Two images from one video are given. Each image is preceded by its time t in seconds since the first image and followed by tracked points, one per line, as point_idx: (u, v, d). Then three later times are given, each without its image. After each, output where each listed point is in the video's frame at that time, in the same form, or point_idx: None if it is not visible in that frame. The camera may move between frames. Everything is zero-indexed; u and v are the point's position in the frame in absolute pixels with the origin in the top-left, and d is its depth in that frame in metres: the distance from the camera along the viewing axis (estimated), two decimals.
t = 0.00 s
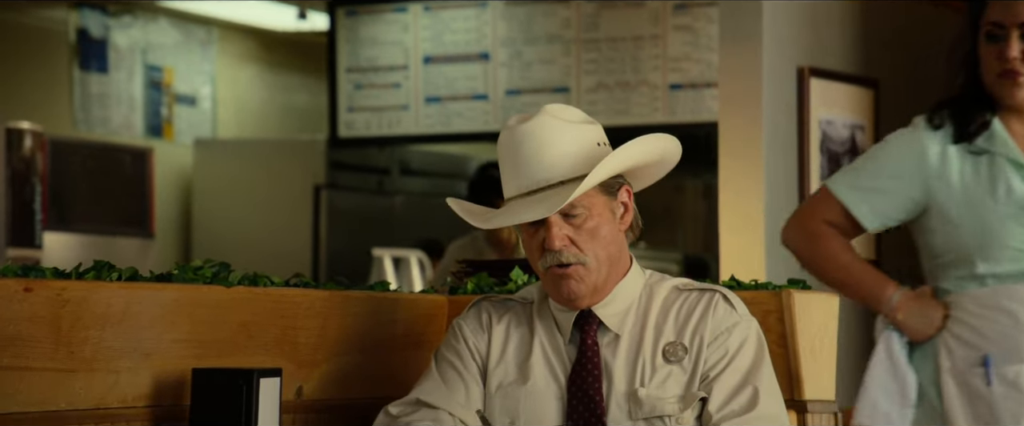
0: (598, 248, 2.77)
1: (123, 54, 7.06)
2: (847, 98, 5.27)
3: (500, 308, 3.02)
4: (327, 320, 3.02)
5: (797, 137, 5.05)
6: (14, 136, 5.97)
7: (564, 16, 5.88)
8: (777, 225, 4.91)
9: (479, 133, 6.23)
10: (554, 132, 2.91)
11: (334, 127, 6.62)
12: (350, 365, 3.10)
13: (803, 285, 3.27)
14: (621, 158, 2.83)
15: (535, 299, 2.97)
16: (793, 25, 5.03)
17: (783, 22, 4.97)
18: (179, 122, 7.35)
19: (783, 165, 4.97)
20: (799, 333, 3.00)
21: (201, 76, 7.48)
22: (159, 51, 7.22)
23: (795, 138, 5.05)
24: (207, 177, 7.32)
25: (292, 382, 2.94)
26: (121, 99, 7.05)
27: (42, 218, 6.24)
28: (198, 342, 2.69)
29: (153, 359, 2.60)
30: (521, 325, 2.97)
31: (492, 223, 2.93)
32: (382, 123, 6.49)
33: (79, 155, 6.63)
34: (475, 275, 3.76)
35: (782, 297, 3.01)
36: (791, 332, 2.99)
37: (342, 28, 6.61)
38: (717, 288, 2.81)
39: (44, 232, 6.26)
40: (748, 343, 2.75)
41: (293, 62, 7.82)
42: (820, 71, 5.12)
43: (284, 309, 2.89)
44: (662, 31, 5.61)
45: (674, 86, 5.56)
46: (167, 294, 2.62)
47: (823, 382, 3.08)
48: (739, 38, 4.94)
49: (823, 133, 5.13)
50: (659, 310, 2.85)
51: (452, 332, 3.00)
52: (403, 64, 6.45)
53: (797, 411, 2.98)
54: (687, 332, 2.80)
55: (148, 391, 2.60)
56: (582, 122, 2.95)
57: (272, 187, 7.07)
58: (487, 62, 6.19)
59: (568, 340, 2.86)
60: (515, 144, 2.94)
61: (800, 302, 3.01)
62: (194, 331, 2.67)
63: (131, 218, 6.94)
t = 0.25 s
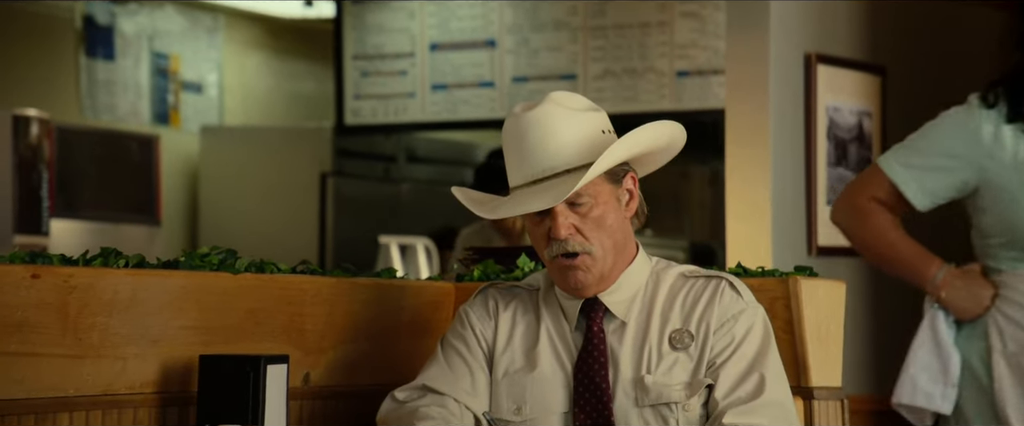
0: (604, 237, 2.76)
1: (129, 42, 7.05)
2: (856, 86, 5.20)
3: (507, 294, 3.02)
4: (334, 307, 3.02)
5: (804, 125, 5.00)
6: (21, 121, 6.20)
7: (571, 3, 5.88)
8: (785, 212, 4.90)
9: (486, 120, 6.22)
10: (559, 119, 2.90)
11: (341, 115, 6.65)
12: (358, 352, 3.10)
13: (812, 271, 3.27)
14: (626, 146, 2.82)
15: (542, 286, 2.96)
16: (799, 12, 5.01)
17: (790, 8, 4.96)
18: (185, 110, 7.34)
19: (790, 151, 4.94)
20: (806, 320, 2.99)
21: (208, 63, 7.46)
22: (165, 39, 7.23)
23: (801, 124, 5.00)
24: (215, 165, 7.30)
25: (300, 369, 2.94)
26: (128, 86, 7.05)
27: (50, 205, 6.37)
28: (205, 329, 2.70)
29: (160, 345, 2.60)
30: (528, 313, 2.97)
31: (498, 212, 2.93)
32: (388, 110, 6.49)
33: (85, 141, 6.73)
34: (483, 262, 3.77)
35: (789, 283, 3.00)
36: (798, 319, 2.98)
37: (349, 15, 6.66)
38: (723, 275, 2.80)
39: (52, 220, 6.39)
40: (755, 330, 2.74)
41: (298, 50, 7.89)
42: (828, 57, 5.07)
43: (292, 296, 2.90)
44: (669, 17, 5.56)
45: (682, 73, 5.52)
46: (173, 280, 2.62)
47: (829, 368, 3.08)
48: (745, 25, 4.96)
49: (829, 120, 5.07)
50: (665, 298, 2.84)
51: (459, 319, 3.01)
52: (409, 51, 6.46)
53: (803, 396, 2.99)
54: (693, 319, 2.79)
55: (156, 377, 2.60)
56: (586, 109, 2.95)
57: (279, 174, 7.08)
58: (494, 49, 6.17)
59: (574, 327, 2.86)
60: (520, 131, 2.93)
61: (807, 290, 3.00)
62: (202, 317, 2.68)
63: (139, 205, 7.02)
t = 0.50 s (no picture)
0: (613, 222, 2.76)
1: (139, 27, 7.03)
2: (868, 72, 5.18)
3: (517, 280, 3.02)
4: (345, 293, 3.02)
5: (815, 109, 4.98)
6: (30, 107, 6.22)
7: None
8: (796, 198, 4.90)
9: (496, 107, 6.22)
10: (569, 104, 2.90)
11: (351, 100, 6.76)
12: (369, 338, 3.11)
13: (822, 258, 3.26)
14: (636, 132, 2.81)
15: (552, 272, 2.97)
16: None
17: None
18: (195, 96, 7.36)
19: (800, 138, 4.92)
20: (816, 306, 2.99)
21: (218, 49, 7.46)
22: (175, 25, 7.22)
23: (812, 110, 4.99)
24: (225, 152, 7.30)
25: (310, 355, 2.94)
26: (138, 72, 7.05)
27: (60, 191, 6.38)
28: (216, 315, 2.70)
29: (171, 331, 2.61)
30: (538, 299, 2.97)
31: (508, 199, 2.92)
32: (398, 97, 6.54)
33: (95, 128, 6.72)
34: (492, 249, 3.76)
35: (799, 270, 3.00)
36: (808, 305, 2.98)
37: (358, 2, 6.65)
38: (734, 261, 2.80)
39: (63, 206, 6.38)
40: (765, 316, 2.74)
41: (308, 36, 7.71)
42: (838, 43, 5.05)
43: (302, 282, 2.90)
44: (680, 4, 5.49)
45: (691, 59, 5.50)
46: (184, 266, 2.62)
47: (840, 354, 3.08)
48: (756, 11, 4.95)
49: (840, 106, 5.05)
50: (675, 284, 2.84)
51: (470, 304, 3.01)
52: (419, 37, 6.46)
53: (813, 383, 2.99)
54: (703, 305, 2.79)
55: (167, 363, 2.61)
56: (595, 95, 2.95)
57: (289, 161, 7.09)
58: (504, 35, 6.17)
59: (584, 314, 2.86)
60: (530, 117, 2.93)
61: (817, 276, 3.00)
62: (213, 302, 2.69)
63: (149, 192, 7.00)
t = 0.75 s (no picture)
0: (623, 209, 2.75)
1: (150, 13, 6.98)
2: (879, 57, 5.16)
3: (528, 267, 3.02)
4: (355, 279, 3.02)
5: (825, 95, 4.97)
6: (40, 93, 6.34)
7: None
8: (807, 184, 4.89)
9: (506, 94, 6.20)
10: (578, 91, 2.90)
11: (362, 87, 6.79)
12: (379, 324, 3.11)
13: (832, 244, 3.26)
14: (646, 118, 2.81)
15: (562, 258, 2.97)
16: None
17: None
18: (205, 82, 7.38)
19: (811, 124, 4.92)
20: (827, 292, 2.98)
21: (228, 35, 7.40)
22: (186, 11, 7.12)
23: (823, 96, 4.98)
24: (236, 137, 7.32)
25: (320, 341, 2.94)
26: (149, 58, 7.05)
27: (70, 177, 6.44)
28: (227, 300, 2.70)
29: (183, 317, 2.61)
30: (549, 286, 2.97)
31: (517, 185, 2.92)
32: (408, 83, 6.59)
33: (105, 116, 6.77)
34: (503, 234, 3.76)
35: (810, 255, 2.99)
36: (819, 290, 2.98)
37: None
38: (743, 248, 2.80)
39: (73, 192, 6.45)
40: (775, 302, 2.73)
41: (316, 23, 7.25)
42: (850, 29, 5.03)
43: (313, 268, 2.90)
44: None
45: (702, 45, 5.40)
46: (194, 252, 2.62)
47: (849, 340, 3.07)
48: None
49: (851, 91, 5.04)
50: (685, 271, 2.84)
51: (481, 291, 3.02)
52: (428, 24, 6.45)
53: (825, 370, 2.98)
54: (714, 292, 2.79)
55: (179, 349, 2.61)
56: (604, 81, 2.94)
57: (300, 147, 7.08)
58: (514, 22, 6.16)
59: (595, 301, 2.86)
60: (540, 104, 2.93)
61: (828, 262, 2.99)
62: (224, 288, 2.69)
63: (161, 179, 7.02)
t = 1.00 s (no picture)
0: (633, 196, 2.75)
1: None
2: (890, 42, 5.14)
3: (538, 254, 3.02)
4: (366, 265, 3.02)
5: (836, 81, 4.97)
6: (50, 80, 6.39)
7: None
8: (818, 171, 4.88)
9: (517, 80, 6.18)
10: (589, 77, 2.89)
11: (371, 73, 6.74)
12: (389, 311, 3.11)
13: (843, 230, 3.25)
14: (656, 105, 2.80)
15: (573, 246, 2.96)
16: None
17: None
18: (216, 69, 7.36)
19: (823, 112, 4.91)
20: (837, 279, 2.98)
21: (238, 22, 7.41)
22: None
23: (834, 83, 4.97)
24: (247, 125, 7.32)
25: (331, 327, 2.94)
26: (157, 45, 7.05)
27: (81, 164, 6.48)
28: (238, 287, 2.71)
29: (194, 303, 2.61)
30: (560, 272, 2.97)
31: (526, 172, 2.92)
32: (418, 70, 6.55)
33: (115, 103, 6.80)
34: (514, 221, 3.76)
35: (820, 242, 2.99)
36: (829, 277, 2.97)
37: None
38: (754, 235, 2.79)
39: (83, 179, 6.49)
40: (786, 289, 2.72)
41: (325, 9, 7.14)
42: (861, 15, 5.02)
43: (323, 255, 2.90)
44: None
45: (712, 32, 5.39)
46: (206, 239, 2.62)
47: (860, 325, 3.07)
48: None
49: (862, 78, 5.04)
50: (695, 258, 2.84)
51: (491, 277, 3.02)
52: (438, 11, 6.41)
53: (835, 356, 2.99)
54: (724, 279, 2.78)
55: (189, 335, 2.61)
56: (614, 67, 2.93)
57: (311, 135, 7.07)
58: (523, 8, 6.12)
59: (605, 288, 2.86)
60: (551, 90, 2.92)
61: (839, 248, 2.99)
62: (234, 275, 2.69)
63: (172, 166, 7.05)
